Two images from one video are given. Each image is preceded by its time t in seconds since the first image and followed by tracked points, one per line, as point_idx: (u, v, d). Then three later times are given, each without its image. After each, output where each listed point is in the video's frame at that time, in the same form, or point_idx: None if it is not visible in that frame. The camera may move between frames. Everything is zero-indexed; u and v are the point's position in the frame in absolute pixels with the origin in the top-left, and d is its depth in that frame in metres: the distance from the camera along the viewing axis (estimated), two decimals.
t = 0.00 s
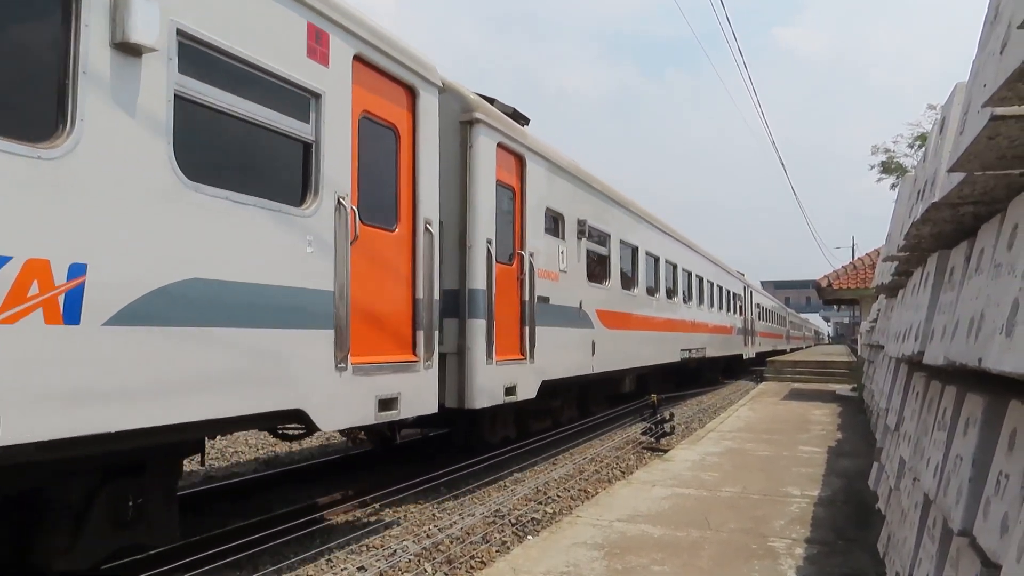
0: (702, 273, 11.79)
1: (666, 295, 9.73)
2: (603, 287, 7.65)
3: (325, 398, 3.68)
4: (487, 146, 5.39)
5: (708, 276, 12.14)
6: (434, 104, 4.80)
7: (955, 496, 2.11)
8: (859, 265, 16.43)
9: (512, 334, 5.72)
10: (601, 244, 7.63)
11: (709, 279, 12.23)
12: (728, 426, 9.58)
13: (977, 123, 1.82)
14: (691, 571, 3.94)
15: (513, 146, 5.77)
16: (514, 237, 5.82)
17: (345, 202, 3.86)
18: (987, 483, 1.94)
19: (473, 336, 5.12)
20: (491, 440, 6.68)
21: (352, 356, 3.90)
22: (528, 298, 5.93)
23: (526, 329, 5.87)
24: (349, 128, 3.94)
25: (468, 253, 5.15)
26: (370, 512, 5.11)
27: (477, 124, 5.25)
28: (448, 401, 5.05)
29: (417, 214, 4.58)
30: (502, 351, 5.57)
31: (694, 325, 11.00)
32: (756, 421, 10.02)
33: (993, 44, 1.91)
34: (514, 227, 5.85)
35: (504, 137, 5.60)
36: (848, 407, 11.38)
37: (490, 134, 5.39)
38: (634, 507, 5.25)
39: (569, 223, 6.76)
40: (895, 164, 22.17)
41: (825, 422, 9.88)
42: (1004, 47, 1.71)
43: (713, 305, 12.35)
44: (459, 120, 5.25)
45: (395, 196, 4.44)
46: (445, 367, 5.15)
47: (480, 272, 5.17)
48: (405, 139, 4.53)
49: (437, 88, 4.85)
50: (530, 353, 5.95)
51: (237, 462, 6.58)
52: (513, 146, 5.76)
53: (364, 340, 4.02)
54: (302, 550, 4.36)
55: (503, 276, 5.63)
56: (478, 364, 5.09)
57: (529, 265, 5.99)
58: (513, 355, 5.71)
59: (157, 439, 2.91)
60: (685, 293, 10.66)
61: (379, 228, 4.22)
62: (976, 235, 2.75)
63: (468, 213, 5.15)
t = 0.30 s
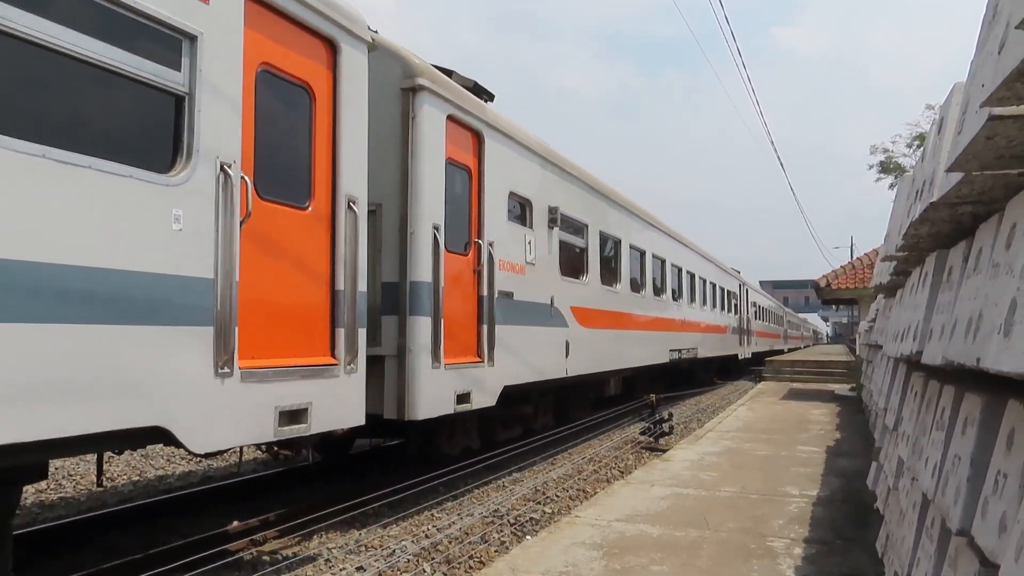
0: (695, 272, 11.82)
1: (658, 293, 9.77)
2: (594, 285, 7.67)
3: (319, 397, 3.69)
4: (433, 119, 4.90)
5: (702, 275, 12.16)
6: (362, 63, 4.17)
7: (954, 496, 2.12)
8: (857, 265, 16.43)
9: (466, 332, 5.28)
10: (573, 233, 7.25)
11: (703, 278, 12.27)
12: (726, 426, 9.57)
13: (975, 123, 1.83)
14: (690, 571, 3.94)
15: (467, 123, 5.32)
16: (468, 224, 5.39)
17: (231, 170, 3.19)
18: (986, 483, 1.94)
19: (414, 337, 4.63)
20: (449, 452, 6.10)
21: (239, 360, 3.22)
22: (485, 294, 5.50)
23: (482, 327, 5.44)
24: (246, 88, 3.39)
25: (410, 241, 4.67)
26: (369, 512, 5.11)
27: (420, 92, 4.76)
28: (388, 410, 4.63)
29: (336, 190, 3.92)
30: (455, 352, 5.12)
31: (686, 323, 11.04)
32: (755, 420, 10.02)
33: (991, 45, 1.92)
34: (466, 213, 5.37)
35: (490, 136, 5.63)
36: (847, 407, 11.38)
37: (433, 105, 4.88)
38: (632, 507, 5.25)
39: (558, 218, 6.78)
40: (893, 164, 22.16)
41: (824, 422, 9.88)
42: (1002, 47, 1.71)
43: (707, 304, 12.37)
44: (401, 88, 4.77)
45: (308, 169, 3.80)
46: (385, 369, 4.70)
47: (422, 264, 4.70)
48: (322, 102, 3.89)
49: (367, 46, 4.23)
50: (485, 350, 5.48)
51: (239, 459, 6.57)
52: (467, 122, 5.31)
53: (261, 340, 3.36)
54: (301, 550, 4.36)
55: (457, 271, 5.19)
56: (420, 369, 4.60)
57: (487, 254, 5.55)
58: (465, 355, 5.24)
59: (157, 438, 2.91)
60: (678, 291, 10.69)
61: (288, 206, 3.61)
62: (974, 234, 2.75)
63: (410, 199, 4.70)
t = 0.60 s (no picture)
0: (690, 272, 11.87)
1: (654, 293, 9.78)
2: (592, 285, 7.71)
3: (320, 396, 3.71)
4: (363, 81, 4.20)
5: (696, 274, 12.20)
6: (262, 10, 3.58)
7: (951, 496, 2.13)
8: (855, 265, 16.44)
9: (405, 331, 4.57)
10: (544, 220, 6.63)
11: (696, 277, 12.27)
12: (725, 426, 9.56)
13: (972, 123, 1.83)
14: (689, 571, 3.94)
15: (409, 90, 4.64)
16: (410, 206, 4.71)
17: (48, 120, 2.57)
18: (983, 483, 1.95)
19: (333, 335, 3.93)
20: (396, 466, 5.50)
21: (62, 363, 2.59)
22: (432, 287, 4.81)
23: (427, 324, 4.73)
24: (85, 12, 2.78)
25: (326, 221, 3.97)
26: (368, 511, 5.12)
27: (341, 48, 4.05)
28: (304, 423, 3.94)
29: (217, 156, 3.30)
30: (390, 354, 4.40)
31: (681, 322, 11.08)
32: (754, 420, 10.04)
33: (989, 46, 1.92)
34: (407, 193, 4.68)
35: (488, 136, 5.65)
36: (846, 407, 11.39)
37: (367, 66, 4.23)
38: (631, 507, 5.26)
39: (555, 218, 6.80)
40: (891, 164, 22.20)
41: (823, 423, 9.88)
42: (999, 47, 1.71)
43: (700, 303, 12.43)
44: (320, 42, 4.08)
45: (181, 130, 3.20)
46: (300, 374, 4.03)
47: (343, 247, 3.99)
48: (201, 49, 3.29)
49: None
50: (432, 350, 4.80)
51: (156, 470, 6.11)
52: (408, 88, 4.63)
53: (101, 336, 2.75)
54: (299, 550, 4.35)
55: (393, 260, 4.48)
56: (341, 372, 3.92)
57: (434, 241, 4.87)
58: (403, 357, 4.53)
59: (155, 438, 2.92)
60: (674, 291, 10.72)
61: (152, 172, 3.02)
62: (972, 234, 2.76)
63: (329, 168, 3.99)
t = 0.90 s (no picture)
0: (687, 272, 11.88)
1: (652, 293, 9.80)
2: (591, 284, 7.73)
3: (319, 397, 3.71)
4: (265, 27, 3.46)
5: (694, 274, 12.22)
6: None
7: (949, 496, 2.13)
8: (853, 265, 16.46)
9: (323, 331, 3.80)
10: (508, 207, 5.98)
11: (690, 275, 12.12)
12: (724, 426, 9.56)
13: (971, 123, 1.83)
14: (689, 571, 3.94)
15: (330, 43, 3.91)
16: (331, 182, 3.95)
17: None
18: (982, 482, 1.95)
19: (217, 336, 3.18)
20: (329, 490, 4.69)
21: None
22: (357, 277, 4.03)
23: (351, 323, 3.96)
24: None
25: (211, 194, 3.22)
26: (366, 511, 5.12)
27: None
28: (180, 445, 3.18)
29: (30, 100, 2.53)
30: (296, 359, 3.61)
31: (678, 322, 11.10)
32: (753, 420, 10.04)
33: (987, 46, 1.92)
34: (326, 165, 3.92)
35: (487, 136, 5.65)
36: (845, 407, 11.40)
37: (260, 4, 3.44)
38: (630, 507, 5.26)
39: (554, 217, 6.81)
40: (889, 164, 22.25)
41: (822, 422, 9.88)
42: (998, 47, 1.71)
43: (697, 303, 12.45)
44: None
45: None
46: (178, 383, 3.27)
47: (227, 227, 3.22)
48: None
49: None
50: (357, 353, 4.02)
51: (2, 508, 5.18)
52: (328, 43, 3.89)
53: None
54: (297, 550, 4.35)
55: (304, 244, 3.71)
56: (224, 381, 3.17)
57: (362, 223, 4.12)
58: (317, 364, 3.75)
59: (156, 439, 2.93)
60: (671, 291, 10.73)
61: None
62: (970, 234, 2.76)
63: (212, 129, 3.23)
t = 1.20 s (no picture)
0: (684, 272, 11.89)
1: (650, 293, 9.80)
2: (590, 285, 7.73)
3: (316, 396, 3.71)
4: None
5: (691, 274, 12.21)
6: None
7: (947, 495, 2.13)
8: (851, 265, 16.46)
9: (201, 331, 3.13)
10: (461, 192, 5.33)
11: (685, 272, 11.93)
12: (722, 426, 9.55)
13: (970, 123, 1.84)
14: (688, 571, 3.94)
15: None
16: (213, 150, 3.30)
17: None
18: (980, 482, 1.96)
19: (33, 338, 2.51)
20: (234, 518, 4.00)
21: None
22: (252, 266, 3.37)
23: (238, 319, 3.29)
24: None
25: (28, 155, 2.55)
26: (365, 511, 5.11)
27: None
28: None
29: None
30: (157, 367, 2.92)
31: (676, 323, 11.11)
32: (752, 420, 10.05)
33: (984, 46, 1.93)
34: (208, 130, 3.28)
35: (484, 135, 5.67)
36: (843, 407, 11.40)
37: None
38: (629, 507, 5.25)
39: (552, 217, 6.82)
40: (889, 164, 22.26)
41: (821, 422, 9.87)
42: (997, 48, 1.72)
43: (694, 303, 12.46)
44: None
45: None
46: None
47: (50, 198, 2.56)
48: None
49: None
50: (250, 357, 3.35)
51: None
52: None
53: None
54: (296, 550, 4.34)
55: (175, 226, 3.05)
56: (40, 393, 2.50)
57: (259, 200, 3.46)
58: (190, 369, 3.08)
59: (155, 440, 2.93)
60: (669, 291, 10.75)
61: None
62: (968, 234, 2.76)
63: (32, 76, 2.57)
